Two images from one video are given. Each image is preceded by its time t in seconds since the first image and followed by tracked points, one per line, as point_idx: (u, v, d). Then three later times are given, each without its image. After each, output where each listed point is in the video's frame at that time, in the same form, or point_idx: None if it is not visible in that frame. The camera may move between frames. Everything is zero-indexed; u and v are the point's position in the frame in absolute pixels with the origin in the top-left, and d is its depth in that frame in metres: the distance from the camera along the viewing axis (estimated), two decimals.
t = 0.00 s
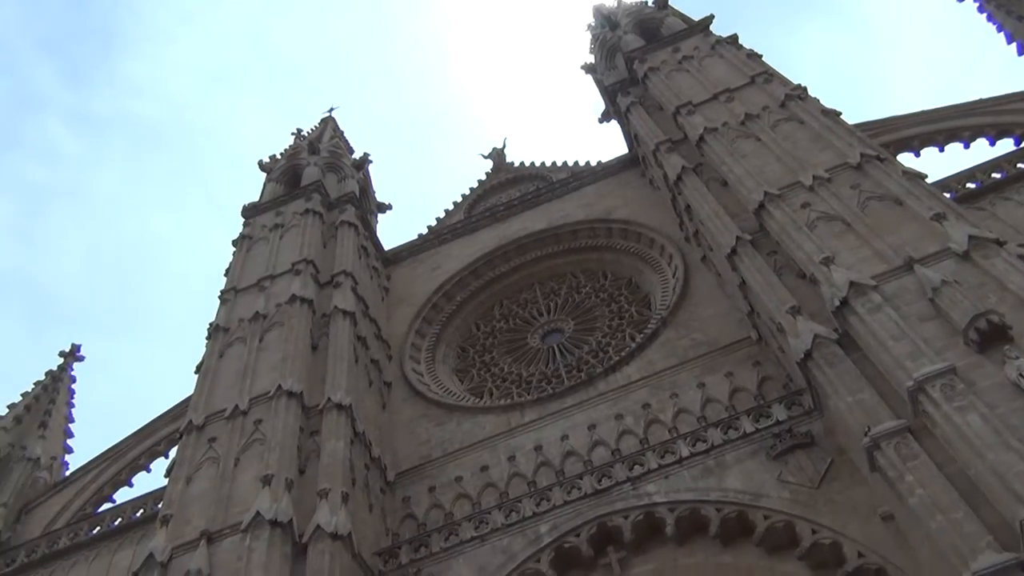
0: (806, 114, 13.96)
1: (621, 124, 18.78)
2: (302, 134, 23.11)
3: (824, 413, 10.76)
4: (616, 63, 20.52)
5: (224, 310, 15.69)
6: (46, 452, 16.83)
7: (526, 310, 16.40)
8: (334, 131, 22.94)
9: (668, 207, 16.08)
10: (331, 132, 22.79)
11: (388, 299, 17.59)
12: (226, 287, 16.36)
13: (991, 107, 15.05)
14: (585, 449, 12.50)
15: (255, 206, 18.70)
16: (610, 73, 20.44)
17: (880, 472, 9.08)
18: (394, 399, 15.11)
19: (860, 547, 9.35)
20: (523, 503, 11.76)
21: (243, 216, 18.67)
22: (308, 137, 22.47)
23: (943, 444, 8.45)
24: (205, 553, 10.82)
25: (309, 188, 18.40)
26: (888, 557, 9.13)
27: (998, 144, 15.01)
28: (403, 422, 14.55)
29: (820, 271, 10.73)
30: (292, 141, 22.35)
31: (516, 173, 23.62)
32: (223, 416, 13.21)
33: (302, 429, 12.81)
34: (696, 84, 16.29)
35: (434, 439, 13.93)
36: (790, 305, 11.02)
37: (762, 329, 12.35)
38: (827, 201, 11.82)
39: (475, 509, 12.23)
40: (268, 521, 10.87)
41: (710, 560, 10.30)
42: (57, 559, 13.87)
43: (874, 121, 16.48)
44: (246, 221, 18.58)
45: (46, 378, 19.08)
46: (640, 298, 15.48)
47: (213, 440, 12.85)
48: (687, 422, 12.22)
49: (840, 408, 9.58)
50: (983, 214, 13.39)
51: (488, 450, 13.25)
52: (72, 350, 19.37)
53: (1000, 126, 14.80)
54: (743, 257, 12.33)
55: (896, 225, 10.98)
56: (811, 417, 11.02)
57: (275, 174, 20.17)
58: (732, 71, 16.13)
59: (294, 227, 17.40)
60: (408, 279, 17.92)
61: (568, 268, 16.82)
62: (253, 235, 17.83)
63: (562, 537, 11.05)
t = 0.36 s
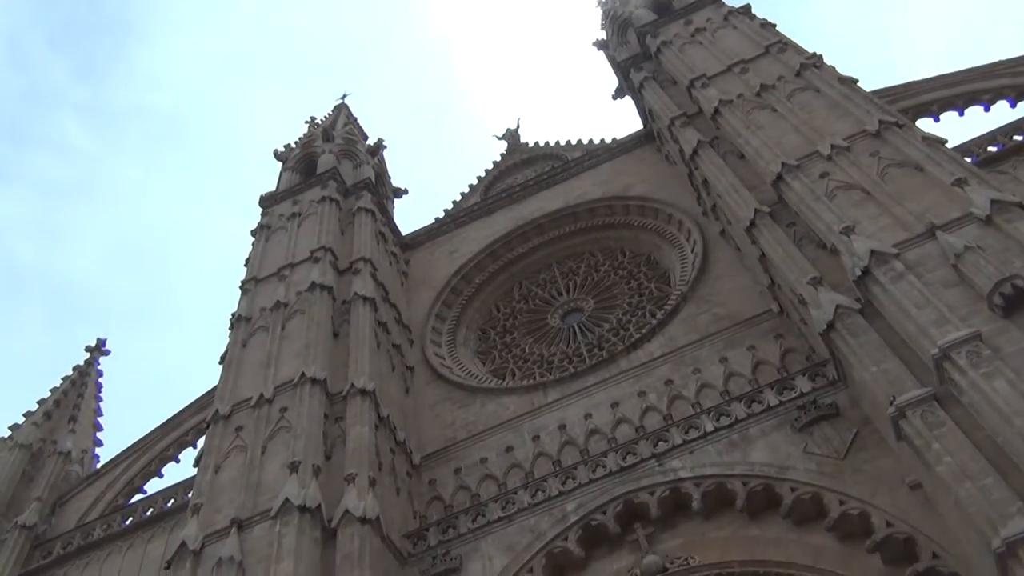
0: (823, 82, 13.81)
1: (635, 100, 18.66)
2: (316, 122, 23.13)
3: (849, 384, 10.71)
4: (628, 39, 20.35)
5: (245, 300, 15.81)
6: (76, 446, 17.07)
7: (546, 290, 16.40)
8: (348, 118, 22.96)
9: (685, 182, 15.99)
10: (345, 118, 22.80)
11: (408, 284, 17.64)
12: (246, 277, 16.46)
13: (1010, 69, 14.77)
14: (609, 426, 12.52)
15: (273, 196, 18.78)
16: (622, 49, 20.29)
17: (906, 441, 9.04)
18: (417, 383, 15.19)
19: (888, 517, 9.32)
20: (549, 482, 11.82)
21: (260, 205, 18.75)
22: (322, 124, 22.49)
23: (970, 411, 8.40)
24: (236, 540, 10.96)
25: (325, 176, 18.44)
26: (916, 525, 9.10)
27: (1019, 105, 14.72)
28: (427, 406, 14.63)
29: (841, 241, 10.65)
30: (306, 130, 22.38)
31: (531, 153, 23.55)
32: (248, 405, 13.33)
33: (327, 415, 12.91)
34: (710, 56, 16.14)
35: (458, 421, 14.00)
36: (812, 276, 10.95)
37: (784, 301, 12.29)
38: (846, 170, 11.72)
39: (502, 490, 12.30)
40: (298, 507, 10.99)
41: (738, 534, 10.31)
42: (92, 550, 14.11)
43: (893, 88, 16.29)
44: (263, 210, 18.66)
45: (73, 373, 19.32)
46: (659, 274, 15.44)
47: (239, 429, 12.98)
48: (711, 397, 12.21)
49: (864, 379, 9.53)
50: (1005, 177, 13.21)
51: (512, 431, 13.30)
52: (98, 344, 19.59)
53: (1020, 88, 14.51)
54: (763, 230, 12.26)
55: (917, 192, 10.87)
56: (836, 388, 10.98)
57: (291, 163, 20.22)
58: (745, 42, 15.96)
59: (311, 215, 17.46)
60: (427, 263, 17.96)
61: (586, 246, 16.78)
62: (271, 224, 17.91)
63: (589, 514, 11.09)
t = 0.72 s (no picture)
0: (839, 51, 13.64)
1: (649, 76, 18.52)
2: (329, 108, 23.14)
3: (871, 355, 10.65)
4: (640, 14, 20.18)
5: (265, 288, 15.91)
6: (104, 436, 17.28)
7: (564, 270, 16.38)
8: (361, 103, 22.95)
9: (701, 157, 15.89)
10: (358, 104, 22.79)
11: (426, 267, 17.68)
12: (265, 265, 16.55)
13: None
14: (631, 404, 12.53)
15: (289, 183, 18.84)
16: (634, 25, 20.12)
17: (930, 411, 8.99)
18: (438, 366, 15.25)
19: (914, 487, 9.29)
20: (572, 461, 11.86)
21: (277, 193, 18.82)
22: (335, 110, 22.50)
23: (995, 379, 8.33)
24: (264, 525, 11.09)
25: (340, 161, 18.46)
26: (942, 495, 9.06)
27: None
28: (449, 388, 14.70)
29: (860, 212, 10.56)
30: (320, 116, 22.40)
31: (545, 133, 23.47)
32: (272, 391, 13.45)
33: (350, 400, 13.00)
34: (723, 29, 15.98)
35: (480, 403, 14.06)
36: (832, 248, 10.87)
37: (804, 274, 12.22)
38: (865, 139, 11.60)
39: (526, 470, 12.36)
40: (324, 491, 11.10)
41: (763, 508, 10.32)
42: (124, 538, 14.32)
43: (910, 55, 16.05)
44: (280, 198, 18.73)
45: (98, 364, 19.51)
46: (677, 250, 15.38)
47: (264, 415, 13.10)
48: (732, 371, 12.18)
49: (887, 349, 9.47)
50: None
51: (534, 411, 13.34)
52: (121, 335, 19.76)
53: None
54: (781, 202, 12.17)
55: (937, 160, 10.74)
56: (858, 360, 10.92)
57: (305, 150, 20.26)
58: (759, 12, 15.77)
59: (328, 201, 17.51)
60: (445, 246, 17.98)
61: (603, 224, 16.73)
62: (288, 212, 17.98)
63: (613, 492, 11.13)
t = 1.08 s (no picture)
0: (852, 25, 13.49)
1: (660, 55, 18.39)
2: (341, 95, 23.13)
3: (889, 332, 10.59)
4: None
5: (281, 277, 15.97)
6: (127, 427, 17.46)
7: (578, 253, 16.35)
8: (372, 89, 22.92)
9: (714, 135, 15.79)
10: (369, 90, 22.77)
11: (441, 253, 17.71)
12: (281, 254, 16.61)
13: None
14: (648, 385, 12.53)
15: (302, 172, 18.87)
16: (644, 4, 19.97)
17: (950, 386, 8.94)
18: (454, 351, 15.30)
19: (934, 463, 9.25)
20: (591, 443, 11.89)
21: (291, 182, 18.85)
22: (347, 97, 22.49)
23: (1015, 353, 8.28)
24: (287, 512, 11.19)
25: (353, 149, 18.47)
26: (963, 470, 9.02)
27: None
28: (466, 373, 14.75)
29: (877, 187, 10.48)
30: (332, 104, 22.39)
31: (557, 115, 23.39)
32: (290, 379, 13.53)
33: (368, 386, 13.07)
34: (735, 6, 15.83)
35: (498, 386, 14.10)
36: (848, 225, 10.80)
37: (820, 251, 12.16)
38: (880, 113, 11.49)
39: (544, 452, 12.40)
40: (344, 477, 11.18)
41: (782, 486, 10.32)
42: (148, 527, 14.49)
43: (924, 27, 15.84)
44: (294, 187, 18.77)
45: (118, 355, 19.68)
46: (692, 230, 15.33)
47: (283, 403, 13.19)
48: (749, 351, 12.15)
49: (906, 326, 9.42)
50: None
51: (551, 394, 13.37)
52: (141, 327, 19.92)
53: None
54: (796, 179, 12.09)
55: (954, 133, 10.63)
56: (876, 336, 10.87)
57: (318, 138, 20.27)
58: None
59: (342, 189, 17.53)
60: (459, 231, 17.99)
61: (617, 206, 16.68)
62: (302, 200, 18.02)
63: (632, 473, 11.15)
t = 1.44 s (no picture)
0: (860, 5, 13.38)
1: (666, 38, 18.28)
2: (346, 82, 23.07)
3: (898, 314, 10.55)
4: None
5: (289, 264, 16.00)
6: (137, 415, 17.56)
7: (585, 237, 16.33)
8: (378, 75, 22.86)
9: (721, 118, 15.71)
10: (375, 76, 22.71)
11: (447, 238, 17.70)
12: (288, 241, 16.64)
13: None
14: (656, 369, 12.53)
15: (308, 158, 18.85)
16: None
17: (959, 368, 8.91)
18: (462, 336, 15.32)
19: (943, 445, 9.24)
20: (599, 427, 11.91)
21: (297, 169, 18.84)
22: (352, 84, 22.44)
23: None
24: (297, 498, 11.25)
25: (359, 135, 18.43)
26: (973, 451, 9.01)
27: None
28: (473, 358, 14.78)
29: (885, 168, 10.42)
30: (337, 90, 22.34)
31: (563, 99, 23.30)
32: (299, 366, 13.58)
33: (376, 372, 13.11)
34: None
35: (506, 372, 14.13)
36: (856, 207, 10.75)
37: (828, 234, 12.11)
38: (888, 94, 11.41)
39: (552, 437, 12.43)
40: (353, 463, 11.23)
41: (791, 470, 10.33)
42: (160, 513, 14.59)
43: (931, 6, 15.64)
44: (300, 173, 18.76)
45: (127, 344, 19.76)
46: (699, 214, 15.28)
47: (292, 390, 13.24)
48: (757, 334, 12.14)
49: (914, 308, 9.38)
50: None
51: (559, 378, 13.39)
52: (149, 315, 19.98)
53: None
54: (804, 161, 12.03)
55: (963, 113, 10.55)
56: (885, 319, 10.84)
57: (324, 124, 20.25)
58: None
59: (348, 175, 17.52)
60: (466, 216, 17.97)
61: (623, 190, 16.63)
62: (309, 187, 18.01)
63: (641, 457, 11.17)
